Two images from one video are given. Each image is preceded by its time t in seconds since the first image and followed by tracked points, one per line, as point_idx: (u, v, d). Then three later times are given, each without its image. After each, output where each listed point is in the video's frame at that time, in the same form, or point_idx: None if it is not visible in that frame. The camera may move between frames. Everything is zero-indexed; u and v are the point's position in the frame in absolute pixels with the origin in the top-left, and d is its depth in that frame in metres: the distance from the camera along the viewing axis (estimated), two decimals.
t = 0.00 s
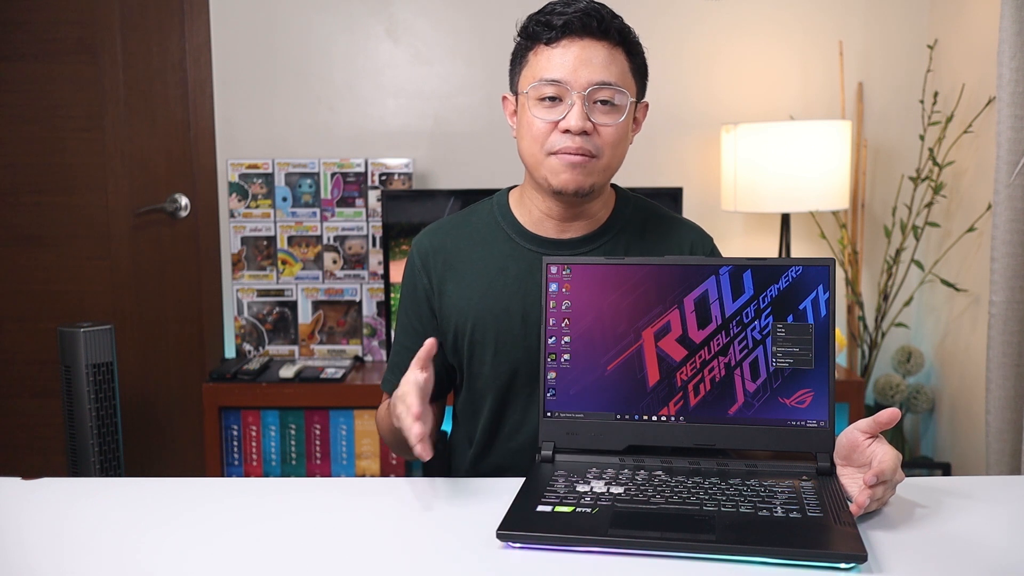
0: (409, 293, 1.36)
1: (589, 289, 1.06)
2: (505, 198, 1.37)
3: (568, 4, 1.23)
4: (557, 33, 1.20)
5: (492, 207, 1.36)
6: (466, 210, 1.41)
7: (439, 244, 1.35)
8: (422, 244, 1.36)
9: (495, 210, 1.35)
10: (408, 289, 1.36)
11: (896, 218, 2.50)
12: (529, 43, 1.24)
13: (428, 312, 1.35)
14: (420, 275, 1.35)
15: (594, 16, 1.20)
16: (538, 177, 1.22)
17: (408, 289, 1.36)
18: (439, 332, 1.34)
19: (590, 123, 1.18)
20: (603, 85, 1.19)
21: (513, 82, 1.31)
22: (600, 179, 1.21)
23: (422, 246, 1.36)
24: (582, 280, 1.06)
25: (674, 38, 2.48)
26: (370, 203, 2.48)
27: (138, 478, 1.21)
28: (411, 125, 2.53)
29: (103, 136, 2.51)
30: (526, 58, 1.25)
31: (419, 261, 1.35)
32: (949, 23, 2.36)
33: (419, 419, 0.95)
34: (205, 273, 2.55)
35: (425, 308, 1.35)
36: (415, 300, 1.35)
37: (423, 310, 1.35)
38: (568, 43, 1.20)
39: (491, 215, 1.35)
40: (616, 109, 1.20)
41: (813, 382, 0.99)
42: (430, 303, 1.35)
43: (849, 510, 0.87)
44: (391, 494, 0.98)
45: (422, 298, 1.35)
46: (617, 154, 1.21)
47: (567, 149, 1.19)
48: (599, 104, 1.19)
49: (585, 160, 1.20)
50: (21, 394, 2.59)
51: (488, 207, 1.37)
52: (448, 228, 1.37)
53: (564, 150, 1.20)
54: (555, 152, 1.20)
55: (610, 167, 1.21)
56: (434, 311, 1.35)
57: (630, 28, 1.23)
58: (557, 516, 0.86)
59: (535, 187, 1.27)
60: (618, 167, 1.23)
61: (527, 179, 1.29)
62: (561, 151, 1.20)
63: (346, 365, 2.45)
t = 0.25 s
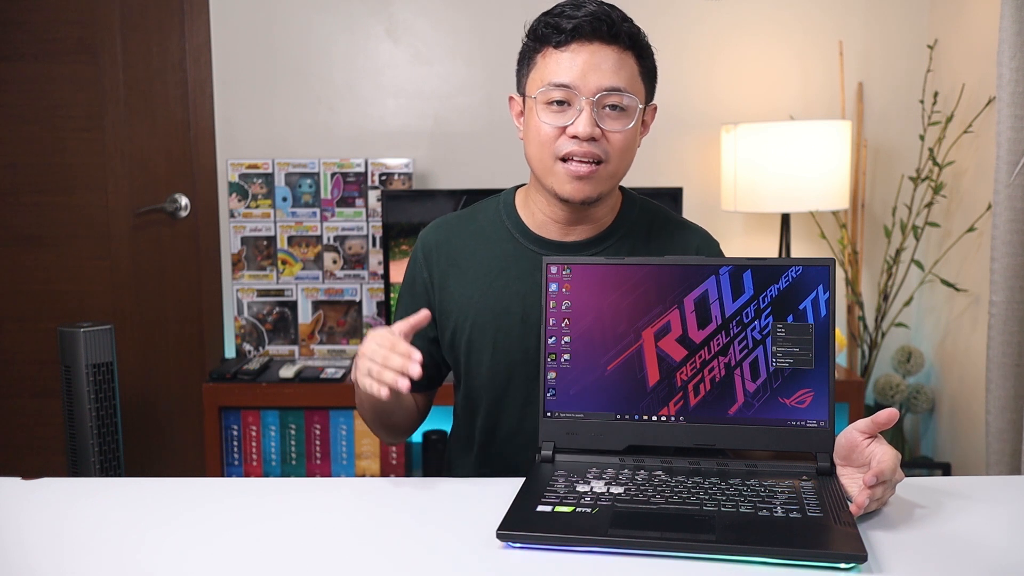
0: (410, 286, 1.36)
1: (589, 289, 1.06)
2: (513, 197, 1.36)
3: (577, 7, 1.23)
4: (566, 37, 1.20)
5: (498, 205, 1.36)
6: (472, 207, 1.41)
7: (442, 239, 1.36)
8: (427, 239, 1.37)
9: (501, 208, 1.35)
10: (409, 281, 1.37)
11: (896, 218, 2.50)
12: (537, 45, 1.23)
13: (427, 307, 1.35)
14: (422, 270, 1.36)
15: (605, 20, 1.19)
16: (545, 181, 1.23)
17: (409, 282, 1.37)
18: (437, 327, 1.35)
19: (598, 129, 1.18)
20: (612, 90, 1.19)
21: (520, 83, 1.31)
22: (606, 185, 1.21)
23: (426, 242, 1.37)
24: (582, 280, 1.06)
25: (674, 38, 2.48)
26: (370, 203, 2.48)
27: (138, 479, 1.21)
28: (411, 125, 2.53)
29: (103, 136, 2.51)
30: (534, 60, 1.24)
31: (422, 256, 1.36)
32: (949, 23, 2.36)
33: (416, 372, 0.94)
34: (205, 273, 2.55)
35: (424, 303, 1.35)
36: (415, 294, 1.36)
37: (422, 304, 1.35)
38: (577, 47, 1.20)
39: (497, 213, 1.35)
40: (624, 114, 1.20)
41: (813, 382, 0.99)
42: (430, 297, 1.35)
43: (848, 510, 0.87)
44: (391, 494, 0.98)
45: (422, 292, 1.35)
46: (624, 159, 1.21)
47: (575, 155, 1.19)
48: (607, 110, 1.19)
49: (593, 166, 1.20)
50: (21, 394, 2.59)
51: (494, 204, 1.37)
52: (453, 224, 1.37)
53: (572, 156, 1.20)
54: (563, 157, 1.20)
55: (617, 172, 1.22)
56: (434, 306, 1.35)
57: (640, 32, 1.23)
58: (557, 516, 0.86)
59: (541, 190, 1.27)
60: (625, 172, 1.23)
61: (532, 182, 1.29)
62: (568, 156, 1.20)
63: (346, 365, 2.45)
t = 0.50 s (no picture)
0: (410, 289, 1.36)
1: (589, 289, 1.06)
2: (512, 199, 1.36)
3: (586, 19, 1.21)
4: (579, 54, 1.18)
5: (497, 207, 1.37)
6: (471, 210, 1.41)
7: (442, 243, 1.36)
8: (427, 242, 1.37)
9: (500, 211, 1.35)
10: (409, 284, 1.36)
11: (896, 218, 2.50)
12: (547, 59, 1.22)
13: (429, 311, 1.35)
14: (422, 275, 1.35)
15: (619, 35, 1.18)
16: (560, 199, 1.23)
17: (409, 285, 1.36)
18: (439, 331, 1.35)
19: (616, 147, 1.18)
20: (627, 106, 1.18)
21: (524, 92, 1.30)
22: (621, 199, 1.22)
23: (427, 246, 1.36)
24: (581, 280, 1.06)
25: (673, 38, 2.48)
26: (370, 203, 2.48)
27: (138, 479, 1.21)
28: (411, 125, 2.53)
29: (103, 136, 2.51)
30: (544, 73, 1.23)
31: (423, 261, 1.36)
32: (949, 23, 2.36)
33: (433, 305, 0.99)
34: (205, 273, 2.55)
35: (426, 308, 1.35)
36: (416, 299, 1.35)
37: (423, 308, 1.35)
38: (591, 64, 1.18)
39: (496, 216, 1.36)
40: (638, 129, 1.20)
41: (813, 382, 0.99)
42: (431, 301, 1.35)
43: (848, 510, 0.87)
44: (391, 494, 0.98)
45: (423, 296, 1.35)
46: (638, 172, 1.22)
47: (592, 174, 1.19)
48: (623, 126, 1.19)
49: (609, 183, 1.20)
50: (21, 394, 2.59)
51: (493, 208, 1.37)
52: (453, 229, 1.37)
53: (588, 173, 1.20)
54: (579, 176, 1.20)
55: (630, 185, 1.22)
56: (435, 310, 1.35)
57: (649, 41, 1.22)
58: (557, 516, 0.86)
59: (550, 202, 1.27)
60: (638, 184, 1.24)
61: (540, 192, 1.28)
62: (585, 174, 1.20)
63: (346, 365, 2.45)
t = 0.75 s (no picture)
0: (410, 305, 1.36)
1: (589, 290, 1.06)
2: (503, 204, 1.36)
3: (563, 18, 1.21)
4: (559, 51, 1.19)
5: (490, 214, 1.36)
6: (464, 218, 1.40)
7: (438, 254, 1.35)
8: (422, 254, 1.36)
9: (494, 219, 1.35)
10: (409, 299, 1.36)
11: (896, 218, 2.50)
12: (527, 60, 1.22)
13: (430, 324, 1.35)
14: (420, 288, 1.35)
15: (597, 31, 1.18)
16: (550, 200, 1.22)
17: (409, 300, 1.36)
18: (442, 343, 1.35)
19: (601, 144, 1.17)
20: (609, 101, 1.18)
21: (508, 95, 1.30)
22: (611, 196, 1.21)
23: (422, 259, 1.36)
24: (582, 280, 1.06)
25: (674, 38, 2.48)
26: (370, 203, 2.48)
27: (138, 478, 1.21)
28: (411, 125, 2.53)
29: (103, 136, 2.51)
30: (525, 75, 1.23)
31: (419, 274, 1.35)
32: (949, 23, 2.36)
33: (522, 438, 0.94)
34: (205, 273, 2.55)
35: (427, 321, 1.35)
36: (417, 313, 1.35)
37: (425, 321, 1.35)
38: (571, 61, 1.19)
39: (490, 223, 1.36)
40: (623, 124, 1.19)
41: (813, 382, 0.99)
42: (432, 313, 1.35)
43: (849, 510, 0.87)
44: (391, 494, 0.98)
45: (424, 309, 1.35)
46: (626, 169, 1.21)
47: (579, 172, 1.19)
48: (607, 122, 1.19)
49: (598, 180, 1.19)
50: (21, 394, 2.59)
51: (487, 214, 1.37)
52: (448, 239, 1.36)
53: (576, 171, 1.19)
54: (567, 175, 1.20)
55: (620, 181, 1.22)
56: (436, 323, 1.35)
57: (629, 36, 1.22)
58: (557, 516, 0.86)
59: (541, 204, 1.26)
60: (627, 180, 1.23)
61: (530, 196, 1.28)
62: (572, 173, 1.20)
63: (346, 365, 2.45)
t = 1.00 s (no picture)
0: (406, 300, 1.35)
1: (588, 290, 1.06)
2: (499, 202, 1.36)
3: (562, 15, 1.22)
4: (554, 48, 1.19)
5: (485, 212, 1.36)
6: (458, 215, 1.40)
7: (434, 250, 1.35)
8: (418, 250, 1.36)
9: (489, 217, 1.35)
10: (405, 294, 1.35)
11: (896, 218, 2.50)
12: (524, 56, 1.22)
13: (425, 319, 1.34)
14: (416, 283, 1.34)
15: (593, 29, 1.18)
16: (540, 195, 1.23)
17: (405, 294, 1.35)
18: (436, 339, 1.34)
19: (593, 141, 1.18)
20: (603, 99, 1.19)
21: (504, 92, 1.30)
22: (602, 194, 1.22)
23: (418, 254, 1.35)
24: (582, 280, 1.06)
25: (673, 38, 2.48)
26: (370, 203, 2.48)
27: (138, 479, 1.21)
28: (411, 125, 2.53)
29: (103, 137, 2.51)
30: (521, 71, 1.23)
31: (415, 269, 1.34)
32: (949, 23, 2.36)
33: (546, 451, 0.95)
34: (205, 273, 2.55)
35: (422, 316, 1.34)
36: (412, 308, 1.34)
37: (420, 317, 1.34)
38: (566, 58, 1.19)
39: (485, 220, 1.36)
40: (617, 123, 1.20)
41: (813, 382, 0.99)
42: (427, 309, 1.34)
43: (849, 510, 0.87)
44: (391, 494, 0.98)
45: (419, 304, 1.34)
46: (618, 168, 1.22)
47: (570, 168, 1.19)
48: (600, 119, 1.19)
49: (588, 177, 1.20)
50: (21, 395, 2.59)
51: (482, 212, 1.37)
52: (444, 235, 1.36)
53: (567, 168, 1.20)
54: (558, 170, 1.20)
55: (612, 180, 1.22)
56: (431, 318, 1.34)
57: (627, 36, 1.22)
58: (557, 516, 0.86)
59: (533, 200, 1.27)
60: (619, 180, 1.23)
61: (523, 191, 1.28)
62: (563, 169, 1.20)
63: (346, 365, 2.45)
